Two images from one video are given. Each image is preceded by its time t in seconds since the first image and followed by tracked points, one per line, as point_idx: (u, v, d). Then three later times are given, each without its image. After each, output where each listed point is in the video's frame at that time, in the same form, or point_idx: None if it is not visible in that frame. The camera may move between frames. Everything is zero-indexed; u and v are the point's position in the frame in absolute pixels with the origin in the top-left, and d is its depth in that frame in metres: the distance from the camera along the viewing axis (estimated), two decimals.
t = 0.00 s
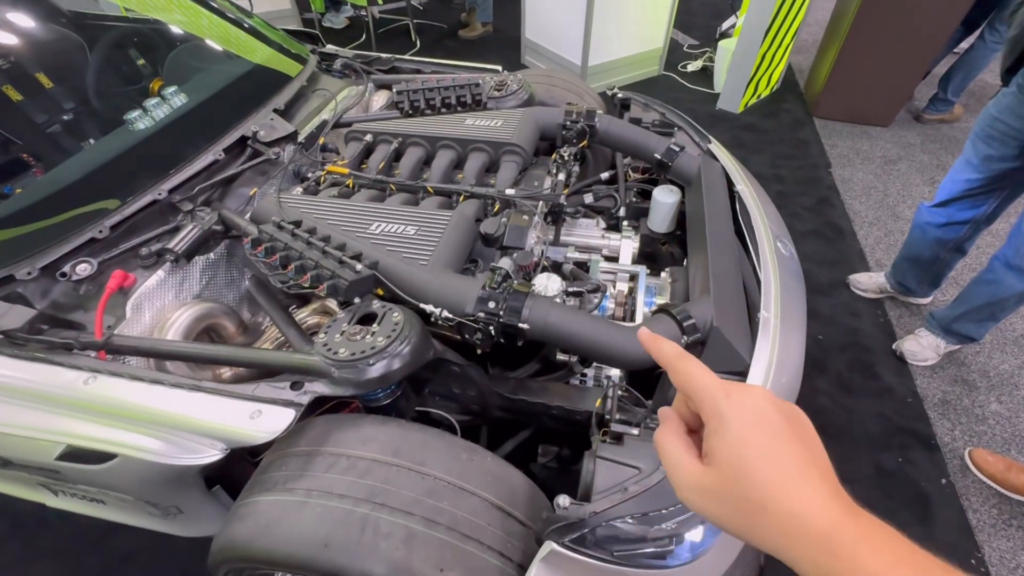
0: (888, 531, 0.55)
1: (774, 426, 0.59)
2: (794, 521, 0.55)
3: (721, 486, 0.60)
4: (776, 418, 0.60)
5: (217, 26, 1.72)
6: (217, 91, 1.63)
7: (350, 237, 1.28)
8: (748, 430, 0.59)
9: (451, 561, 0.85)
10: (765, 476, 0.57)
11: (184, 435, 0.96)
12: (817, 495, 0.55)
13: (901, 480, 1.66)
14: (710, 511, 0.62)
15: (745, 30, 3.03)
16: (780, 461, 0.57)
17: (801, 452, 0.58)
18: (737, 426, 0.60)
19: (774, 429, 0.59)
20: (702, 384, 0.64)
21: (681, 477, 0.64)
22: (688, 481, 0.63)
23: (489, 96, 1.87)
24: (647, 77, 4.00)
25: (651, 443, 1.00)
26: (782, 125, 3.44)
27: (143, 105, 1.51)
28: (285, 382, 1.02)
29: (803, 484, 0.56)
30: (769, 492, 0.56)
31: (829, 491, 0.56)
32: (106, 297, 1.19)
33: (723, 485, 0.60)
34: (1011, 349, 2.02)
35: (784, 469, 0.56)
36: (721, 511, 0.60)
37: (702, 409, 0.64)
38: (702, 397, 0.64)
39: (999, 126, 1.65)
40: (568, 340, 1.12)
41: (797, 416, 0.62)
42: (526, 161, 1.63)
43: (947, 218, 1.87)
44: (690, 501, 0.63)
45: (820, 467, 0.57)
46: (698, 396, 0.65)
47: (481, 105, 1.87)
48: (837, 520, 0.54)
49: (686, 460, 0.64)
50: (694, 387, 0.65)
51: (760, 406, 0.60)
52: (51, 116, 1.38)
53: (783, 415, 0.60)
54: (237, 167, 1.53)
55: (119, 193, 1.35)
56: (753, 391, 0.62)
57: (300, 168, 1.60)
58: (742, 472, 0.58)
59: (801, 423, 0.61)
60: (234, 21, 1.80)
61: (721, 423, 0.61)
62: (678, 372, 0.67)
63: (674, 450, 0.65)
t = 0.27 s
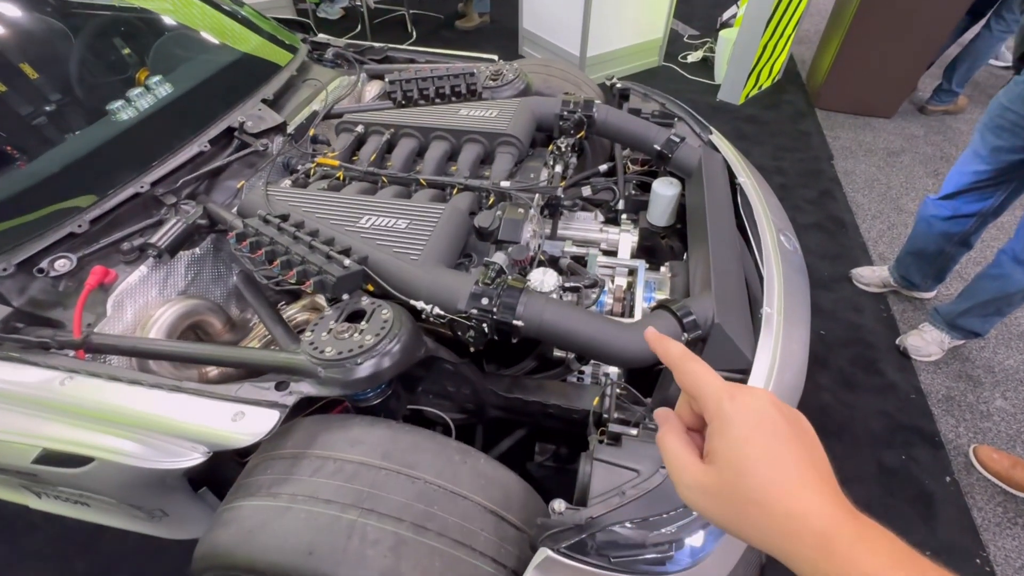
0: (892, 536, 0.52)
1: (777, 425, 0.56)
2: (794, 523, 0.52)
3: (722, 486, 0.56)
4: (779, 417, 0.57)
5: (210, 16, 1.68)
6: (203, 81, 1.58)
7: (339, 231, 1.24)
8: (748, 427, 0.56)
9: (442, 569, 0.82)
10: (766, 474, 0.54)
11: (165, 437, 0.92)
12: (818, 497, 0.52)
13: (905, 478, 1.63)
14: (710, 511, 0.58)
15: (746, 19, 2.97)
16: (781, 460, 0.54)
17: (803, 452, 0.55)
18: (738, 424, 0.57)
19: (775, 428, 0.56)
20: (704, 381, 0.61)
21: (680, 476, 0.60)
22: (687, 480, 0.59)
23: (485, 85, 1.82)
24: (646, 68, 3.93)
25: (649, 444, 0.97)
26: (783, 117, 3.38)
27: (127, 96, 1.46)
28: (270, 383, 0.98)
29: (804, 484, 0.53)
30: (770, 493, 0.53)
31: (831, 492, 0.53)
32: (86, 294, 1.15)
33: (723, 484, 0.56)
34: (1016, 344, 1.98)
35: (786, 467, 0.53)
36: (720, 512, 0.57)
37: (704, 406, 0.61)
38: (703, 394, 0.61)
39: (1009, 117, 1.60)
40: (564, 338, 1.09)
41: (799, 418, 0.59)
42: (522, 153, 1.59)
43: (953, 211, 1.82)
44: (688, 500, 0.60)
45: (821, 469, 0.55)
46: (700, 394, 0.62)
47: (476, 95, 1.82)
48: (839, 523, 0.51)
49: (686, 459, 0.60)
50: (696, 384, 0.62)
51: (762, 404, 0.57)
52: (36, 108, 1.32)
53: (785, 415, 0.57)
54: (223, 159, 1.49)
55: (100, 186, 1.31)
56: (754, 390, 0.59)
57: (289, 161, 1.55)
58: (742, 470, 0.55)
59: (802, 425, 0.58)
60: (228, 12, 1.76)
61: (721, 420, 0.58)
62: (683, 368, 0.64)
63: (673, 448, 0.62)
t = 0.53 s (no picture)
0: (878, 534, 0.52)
1: (769, 426, 0.56)
2: (788, 523, 0.52)
3: (717, 487, 0.56)
4: (771, 418, 0.57)
5: (202, 13, 1.67)
6: (194, 78, 1.56)
7: (333, 231, 1.23)
8: (742, 429, 0.56)
9: (437, 572, 0.82)
10: (760, 475, 0.54)
11: (159, 442, 0.92)
12: (809, 497, 0.52)
13: (900, 474, 1.64)
14: (704, 512, 0.58)
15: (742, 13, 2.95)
16: (775, 461, 0.54)
17: (795, 453, 0.55)
18: (732, 425, 0.57)
19: (769, 429, 0.56)
20: (699, 383, 0.61)
21: (675, 477, 0.59)
22: (682, 481, 0.59)
23: (480, 82, 1.81)
24: (643, 62, 3.91)
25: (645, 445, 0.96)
26: (780, 112, 3.37)
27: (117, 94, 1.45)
28: (264, 385, 0.98)
29: (796, 484, 0.53)
30: (763, 493, 0.53)
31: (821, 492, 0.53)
32: (78, 296, 1.14)
33: (718, 486, 0.56)
34: (1011, 339, 1.99)
35: (779, 468, 0.54)
36: (714, 512, 0.57)
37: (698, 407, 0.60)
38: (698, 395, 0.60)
39: (1006, 112, 1.59)
40: (559, 337, 1.08)
41: (789, 419, 0.60)
42: (517, 151, 1.58)
43: (950, 206, 1.82)
44: (682, 500, 0.60)
45: (811, 468, 0.55)
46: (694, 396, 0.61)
47: (471, 92, 1.80)
48: (830, 522, 0.51)
49: (681, 460, 0.60)
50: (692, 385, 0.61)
51: (755, 406, 0.57)
52: (26, 105, 1.32)
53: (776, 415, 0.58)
54: (215, 159, 1.47)
55: (90, 187, 1.29)
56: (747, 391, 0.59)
57: (282, 159, 1.54)
58: (737, 471, 0.55)
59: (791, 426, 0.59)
60: (222, 9, 1.75)
61: (715, 421, 0.57)
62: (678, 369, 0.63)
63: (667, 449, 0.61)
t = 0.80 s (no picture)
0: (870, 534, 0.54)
1: (765, 429, 0.58)
2: (782, 524, 0.53)
3: (714, 488, 0.57)
4: (766, 421, 0.58)
5: (192, 12, 1.65)
6: (188, 80, 1.55)
7: (331, 233, 1.23)
8: (739, 431, 0.57)
9: (440, 570, 0.83)
10: (756, 476, 0.55)
11: (161, 445, 0.92)
12: (803, 498, 0.54)
13: (893, 466, 1.67)
14: (701, 512, 0.59)
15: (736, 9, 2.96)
16: (770, 463, 0.55)
17: (789, 455, 0.57)
18: (729, 428, 0.58)
19: (764, 431, 0.57)
20: (697, 386, 0.62)
21: (673, 479, 0.61)
22: (679, 483, 0.60)
23: (475, 81, 1.81)
24: (637, 58, 3.91)
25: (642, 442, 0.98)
26: (774, 107, 3.39)
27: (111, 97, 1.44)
28: (265, 388, 0.99)
29: (789, 485, 0.54)
30: (758, 495, 0.54)
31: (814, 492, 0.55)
32: (77, 300, 1.14)
33: (715, 487, 0.57)
34: (1002, 331, 2.02)
35: (774, 469, 0.55)
36: (711, 514, 0.58)
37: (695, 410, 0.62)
38: (695, 398, 0.62)
39: (997, 107, 1.60)
40: (557, 337, 1.09)
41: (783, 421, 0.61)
42: (514, 150, 1.58)
43: (941, 201, 1.84)
44: (680, 502, 0.61)
45: (805, 470, 0.56)
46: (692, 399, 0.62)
47: (466, 92, 1.81)
48: (822, 522, 0.53)
49: (680, 462, 0.61)
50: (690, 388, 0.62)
51: (751, 409, 0.59)
52: (16, 107, 1.33)
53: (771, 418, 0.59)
54: (211, 161, 1.47)
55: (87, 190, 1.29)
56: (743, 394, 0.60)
57: (279, 160, 1.54)
58: (733, 473, 0.56)
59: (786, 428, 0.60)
60: (211, 7, 1.72)
61: (712, 424, 0.59)
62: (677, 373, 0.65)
63: (666, 451, 0.62)
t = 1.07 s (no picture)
0: (851, 533, 0.56)
1: (751, 432, 0.59)
2: (767, 526, 0.54)
3: (702, 491, 0.58)
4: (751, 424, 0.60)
5: (180, 11, 1.64)
6: (181, 81, 1.55)
7: (327, 232, 1.24)
8: (726, 435, 0.59)
9: (442, 560, 0.85)
10: (743, 479, 0.56)
11: (164, 444, 0.93)
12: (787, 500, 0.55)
13: (882, 453, 1.70)
14: (689, 519, 0.59)
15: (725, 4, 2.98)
16: (755, 465, 0.57)
17: (772, 458, 0.58)
18: (715, 431, 0.59)
19: (750, 434, 0.59)
20: (686, 391, 0.64)
21: (661, 486, 0.61)
22: (667, 490, 0.61)
23: (467, 79, 1.82)
24: (628, 54, 3.93)
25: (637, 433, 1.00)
26: (764, 101, 3.42)
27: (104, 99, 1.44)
28: (266, 386, 1.00)
29: (774, 489, 0.55)
30: (744, 497, 0.55)
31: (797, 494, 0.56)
32: (75, 302, 1.15)
33: (703, 491, 0.58)
34: (987, 320, 2.07)
35: (760, 472, 0.56)
36: (698, 519, 0.58)
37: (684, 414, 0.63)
38: (685, 402, 0.63)
39: (981, 101, 1.62)
40: (553, 331, 1.11)
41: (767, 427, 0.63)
42: (507, 147, 1.60)
43: (928, 193, 1.87)
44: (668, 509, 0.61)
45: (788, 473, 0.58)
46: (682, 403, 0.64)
47: (459, 90, 1.82)
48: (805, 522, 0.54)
49: (667, 466, 0.61)
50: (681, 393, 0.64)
51: (737, 413, 0.60)
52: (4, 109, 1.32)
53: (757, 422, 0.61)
54: (205, 162, 1.47)
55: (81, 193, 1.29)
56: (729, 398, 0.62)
57: (273, 160, 1.55)
58: (720, 475, 0.57)
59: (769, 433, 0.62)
60: (199, 5, 1.72)
61: (699, 428, 0.60)
62: (669, 377, 0.66)
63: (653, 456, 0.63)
